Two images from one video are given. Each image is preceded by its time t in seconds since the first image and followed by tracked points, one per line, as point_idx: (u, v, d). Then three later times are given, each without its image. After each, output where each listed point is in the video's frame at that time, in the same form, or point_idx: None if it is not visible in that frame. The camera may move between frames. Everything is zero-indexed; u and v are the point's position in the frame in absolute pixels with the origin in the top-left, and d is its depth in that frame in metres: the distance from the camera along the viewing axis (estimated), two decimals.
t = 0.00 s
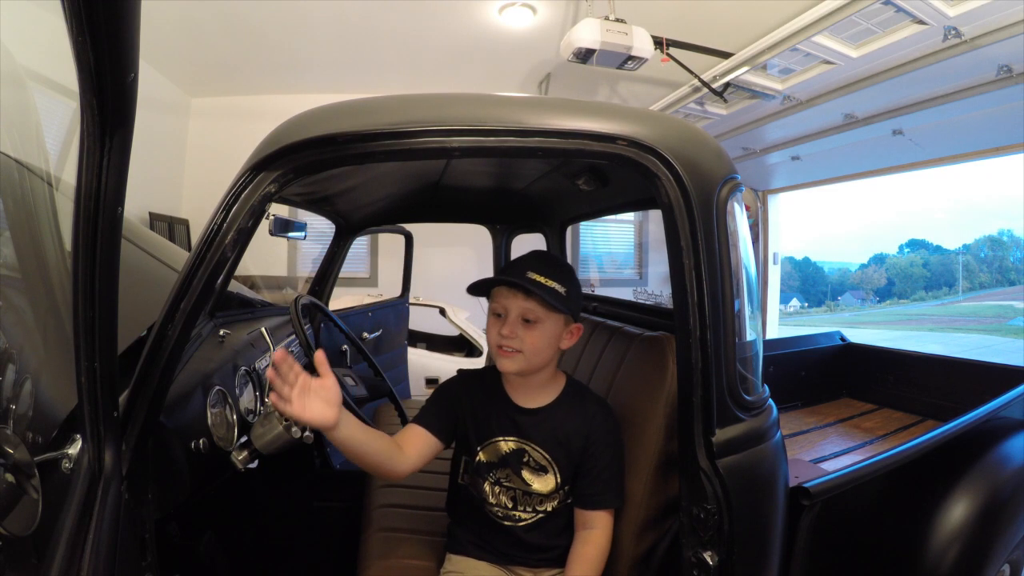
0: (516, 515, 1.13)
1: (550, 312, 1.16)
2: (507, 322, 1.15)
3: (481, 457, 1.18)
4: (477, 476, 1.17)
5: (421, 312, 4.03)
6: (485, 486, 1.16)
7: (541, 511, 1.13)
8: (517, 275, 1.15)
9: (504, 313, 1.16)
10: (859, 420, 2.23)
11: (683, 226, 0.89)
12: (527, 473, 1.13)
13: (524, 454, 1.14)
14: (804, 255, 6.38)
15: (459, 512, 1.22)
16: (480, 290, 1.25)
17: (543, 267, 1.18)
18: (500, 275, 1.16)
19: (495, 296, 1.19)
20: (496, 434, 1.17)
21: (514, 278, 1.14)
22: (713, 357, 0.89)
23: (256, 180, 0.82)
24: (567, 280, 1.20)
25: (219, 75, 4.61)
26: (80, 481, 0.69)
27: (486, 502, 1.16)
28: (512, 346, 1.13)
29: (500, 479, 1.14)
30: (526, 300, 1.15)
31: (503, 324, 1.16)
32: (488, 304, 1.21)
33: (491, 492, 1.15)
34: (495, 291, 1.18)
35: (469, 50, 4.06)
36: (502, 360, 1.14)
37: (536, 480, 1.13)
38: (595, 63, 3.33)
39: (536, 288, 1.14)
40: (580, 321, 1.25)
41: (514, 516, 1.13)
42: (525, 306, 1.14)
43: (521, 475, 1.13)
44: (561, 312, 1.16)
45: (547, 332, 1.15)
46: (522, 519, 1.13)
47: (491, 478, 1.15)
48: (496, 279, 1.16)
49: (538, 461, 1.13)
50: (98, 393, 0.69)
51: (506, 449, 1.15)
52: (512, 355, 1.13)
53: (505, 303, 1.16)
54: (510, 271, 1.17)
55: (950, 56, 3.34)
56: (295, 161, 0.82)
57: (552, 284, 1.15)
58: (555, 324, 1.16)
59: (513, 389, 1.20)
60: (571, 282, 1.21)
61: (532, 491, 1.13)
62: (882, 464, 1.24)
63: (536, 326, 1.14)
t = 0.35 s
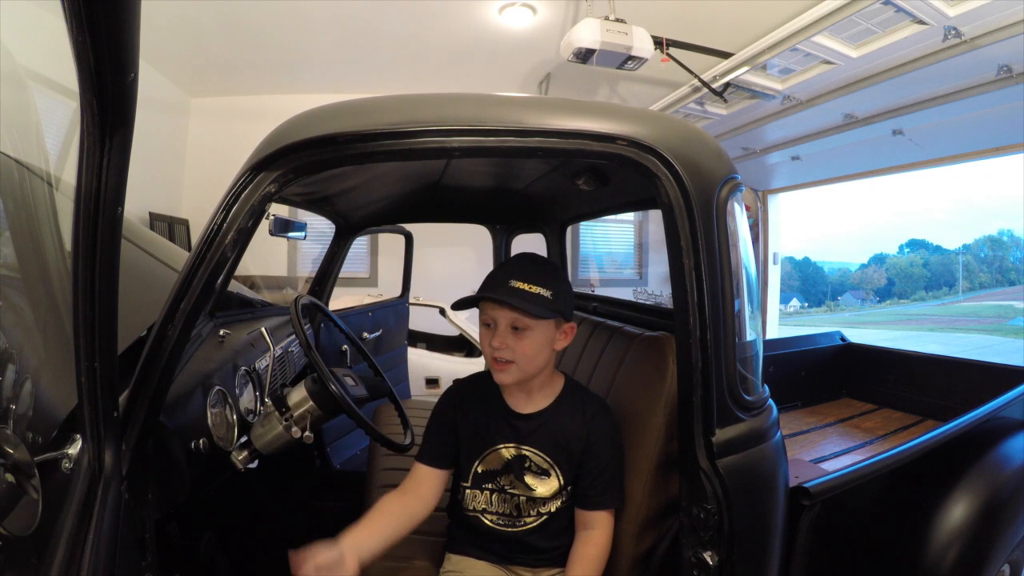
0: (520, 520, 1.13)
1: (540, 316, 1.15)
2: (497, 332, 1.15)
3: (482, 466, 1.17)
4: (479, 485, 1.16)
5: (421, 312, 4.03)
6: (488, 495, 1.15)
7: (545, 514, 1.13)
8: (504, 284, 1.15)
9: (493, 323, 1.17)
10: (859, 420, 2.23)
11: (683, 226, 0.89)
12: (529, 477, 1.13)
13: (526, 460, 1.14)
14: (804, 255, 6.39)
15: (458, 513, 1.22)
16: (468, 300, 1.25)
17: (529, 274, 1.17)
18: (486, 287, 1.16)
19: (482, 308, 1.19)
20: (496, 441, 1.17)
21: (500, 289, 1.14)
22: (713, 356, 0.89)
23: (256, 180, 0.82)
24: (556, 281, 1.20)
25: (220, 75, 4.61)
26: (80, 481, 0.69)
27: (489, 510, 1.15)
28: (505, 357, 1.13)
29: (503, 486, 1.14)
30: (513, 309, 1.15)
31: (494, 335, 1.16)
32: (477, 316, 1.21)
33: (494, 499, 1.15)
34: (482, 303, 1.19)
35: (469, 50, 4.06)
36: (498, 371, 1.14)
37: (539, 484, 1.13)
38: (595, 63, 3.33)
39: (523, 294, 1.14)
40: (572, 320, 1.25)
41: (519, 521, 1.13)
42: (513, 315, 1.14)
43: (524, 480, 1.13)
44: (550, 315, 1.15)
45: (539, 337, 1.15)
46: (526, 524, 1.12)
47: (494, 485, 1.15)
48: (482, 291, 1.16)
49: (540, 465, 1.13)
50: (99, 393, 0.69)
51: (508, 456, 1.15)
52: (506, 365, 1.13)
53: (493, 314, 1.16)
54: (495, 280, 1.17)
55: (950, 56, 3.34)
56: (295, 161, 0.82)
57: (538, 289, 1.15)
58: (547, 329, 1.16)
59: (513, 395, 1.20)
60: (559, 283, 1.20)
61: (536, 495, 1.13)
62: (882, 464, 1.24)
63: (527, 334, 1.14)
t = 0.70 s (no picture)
0: (519, 521, 1.13)
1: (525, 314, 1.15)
2: (483, 332, 1.15)
3: (478, 468, 1.17)
4: (476, 487, 1.16)
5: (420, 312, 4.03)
6: (485, 496, 1.15)
7: (544, 515, 1.13)
8: (488, 284, 1.15)
9: (479, 322, 1.17)
10: (859, 420, 2.23)
11: (683, 227, 0.89)
12: (526, 478, 1.13)
13: (522, 460, 1.14)
14: (804, 255, 6.39)
15: (456, 513, 1.22)
16: (456, 301, 1.26)
17: (514, 273, 1.17)
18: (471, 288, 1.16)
19: (469, 309, 1.19)
20: (492, 443, 1.17)
21: (484, 289, 1.14)
22: (713, 356, 0.89)
23: (256, 180, 0.82)
24: (539, 279, 1.19)
25: (219, 75, 4.61)
26: (80, 481, 0.69)
27: (488, 512, 1.15)
28: (491, 356, 1.13)
29: (500, 488, 1.14)
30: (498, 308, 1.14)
31: (480, 335, 1.16)
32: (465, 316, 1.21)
33: (492, 500, 1.14)
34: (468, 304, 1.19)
35: (469, 50, 4.06)
36: (486, 371, 1.14)
37: (537, 484, 1.13)
38: (595, 63, 3.33)
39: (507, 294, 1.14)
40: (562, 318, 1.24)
41: (518, 522, 1.13)
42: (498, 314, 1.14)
43: (521, 481, 1.13)
44: (536, 312, 1.15)
45: (525, 335, 1.15)
46: (525, 525, 1.13)
47: (491, 487, 1.15)
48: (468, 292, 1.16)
49: (536, 466, 1.13)
50: (98, 393, 0.69)
51: (504, 457, 1.15)
52: (492, 365, 1.13)
53: (478, 314, 1.17)
54: (479, 281, 1.17)
55: (950, 56, 3.35)
56: (295, 161, 0.82)
57: (522, 287, 1.15)
58: (533, 328, 1.16)
59: (504, 396, 1.20)
60: (546, 282, 1.20)
61: (534, 496, 1.13)
62: (882, 464, 1.24)
63: (512, 332, 1.14)
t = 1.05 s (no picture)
0: (510, 528, 1.13)
1: (497, 308, 1.13)
2: (456, 323, 1.15)
3: (464, 478, 1.15)
4: (464, 497, 1.15)
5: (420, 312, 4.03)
6: (475, 506, 1.14)
7: (535, 519, 1.13)
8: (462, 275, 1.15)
9: (454, 314, 1.16)
10: (859, 420, 2.23)
11: (683, 227, 0.89)
12: (513, 486, 1.12)
13: (508, 469, 1.12)
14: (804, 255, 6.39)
15: (451, 515, 1.22)
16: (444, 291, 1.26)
17: (494, 267, 1.17)
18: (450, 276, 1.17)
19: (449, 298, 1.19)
20: (475, 452, 1.15)
21: (460, 278, 1.15)
22: (714, 356, 0.89)
23: (256, 180, 0.82)
24: (520, 275, 1.18)
25: (220, 75, 4.61)
26: (80, 481, 0.69)
27: (479, 520, 1.15)
28: (458, 348, 1.13)
29: (488, 497, 1.13)
30: (472, 299, 1.14)
31: (453, 325, 1.16)
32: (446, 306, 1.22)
33: (482, 509, 1.14)
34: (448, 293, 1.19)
35: (470, 50, 4.06)
36: (453, 363, 1.14)
37: (525, 492, 1.12)
38: (595, 63, 3.33)
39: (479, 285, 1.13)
40: (542, 317, 1.20)
41: (508, 529, 1.13)
42: (471, 306, 1.13)
43: (509, 490, 1.12)
44: (509, 308, 1.13)
45: (496, 330, 1.12)
46: (516, 531, 1.13)
47: (479, 497, 1.14)
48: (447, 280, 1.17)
49: (523, 474, 1.12)
50: (98, 393, 0.69)
51: (489, 466, 1.13)
52: (458, 357, 1.12)
53: (455, 305, 1.17)
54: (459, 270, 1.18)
55: (950, 56, 3.35)
56: (295, 161, 0.82)
57: (497, 280, 1.13)
58: (504, 322, 1.13)
59: (479, 393, 1.19)
60: (523, 278, 1.18)
61: (523, 503, 1.12)
62: (882, 464, 1.24)
63: (482, 325, 1.12)
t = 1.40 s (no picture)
0: (512, 523, 1.13)
1: (535, 304, 1.14)
2: (496, 309, 1.17)
3: (473, 468, 1.17)
4: (470, 487, 1.17)
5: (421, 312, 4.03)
6: (479, 497, 1.15)
7: (538, 517, 1.13)
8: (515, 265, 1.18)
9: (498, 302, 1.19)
10: (859, 420, 2.23)
11: (683, 227, 0.89)
12: (520, 481, 1.13)
13: (517, 463, 1.14)
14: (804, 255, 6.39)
15: (455, 514, 1.22)
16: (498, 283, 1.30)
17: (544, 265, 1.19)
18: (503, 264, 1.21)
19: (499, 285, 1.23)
20: (488, 443, 1.17)
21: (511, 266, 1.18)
22: (714, 356, 0.89)
23: (256, 180, 0.82)
24: (568, 279, 1.19)
25: (220, 75, 4.61)
26: (80, 480, 0.69)
27: (482, 512, 1.15)
28: (491, 332, 1.15)
29: (495, 489, 1.14)
30: (516, 290, 1.16)
31: (493, 311, 1.18)
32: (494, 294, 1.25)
33: (486, 501, 1.15)
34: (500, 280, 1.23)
35: (469, 50, 4.06)
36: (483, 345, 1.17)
37: (530, 488, 1.12)
38: (595, 63, 3.33)
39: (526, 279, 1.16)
40: (580, 328, 1.20)
41: (511, 524, 1.13)
42: (514, 296, 1.16)
43: (515, 484, 1.13)
44: (547, 307, 1.14)
45: (529, 326, 1.13)
46: (519, 527, 1.13)
47: (485, 488, 1.15)
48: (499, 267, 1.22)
49: (531, 469, 1.13)
50: (99, 393, 0.69)
51: (499, 458, 1.15)
52: (489, 340, 1.15)
53: (501, 292, 1.20)
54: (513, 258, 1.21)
55: (949, 56, 3.35)
56: (296, 161, 0.82)
57: (543, 278, 1.15)
58: (541, 322, 1.14)
59: (500, 384, 1.21)
60: (570, 285, 1.18)
61: (528, 498, 1.12)
62: (882, 464, 1.24)
63: (518, 317, 1.14)
